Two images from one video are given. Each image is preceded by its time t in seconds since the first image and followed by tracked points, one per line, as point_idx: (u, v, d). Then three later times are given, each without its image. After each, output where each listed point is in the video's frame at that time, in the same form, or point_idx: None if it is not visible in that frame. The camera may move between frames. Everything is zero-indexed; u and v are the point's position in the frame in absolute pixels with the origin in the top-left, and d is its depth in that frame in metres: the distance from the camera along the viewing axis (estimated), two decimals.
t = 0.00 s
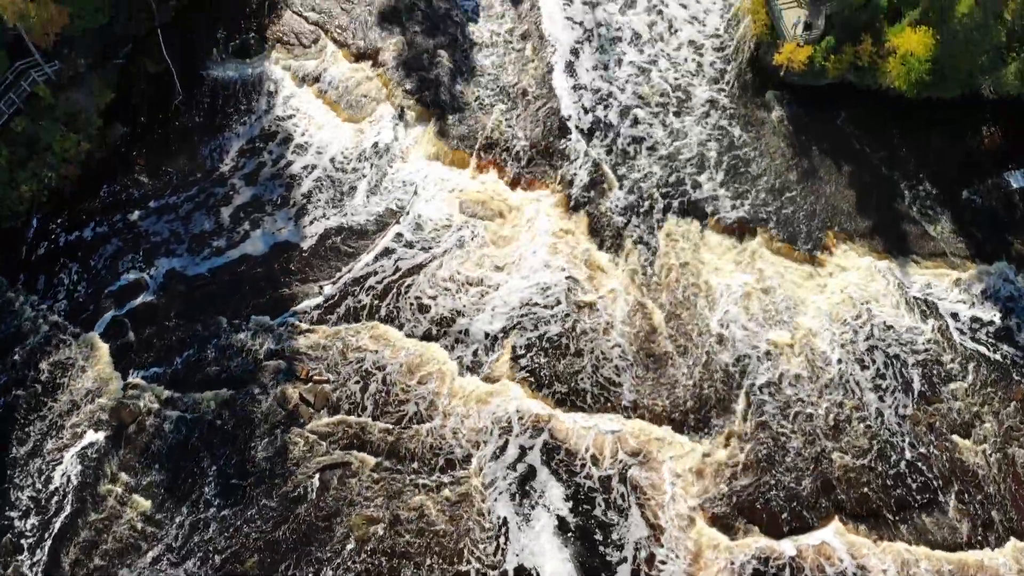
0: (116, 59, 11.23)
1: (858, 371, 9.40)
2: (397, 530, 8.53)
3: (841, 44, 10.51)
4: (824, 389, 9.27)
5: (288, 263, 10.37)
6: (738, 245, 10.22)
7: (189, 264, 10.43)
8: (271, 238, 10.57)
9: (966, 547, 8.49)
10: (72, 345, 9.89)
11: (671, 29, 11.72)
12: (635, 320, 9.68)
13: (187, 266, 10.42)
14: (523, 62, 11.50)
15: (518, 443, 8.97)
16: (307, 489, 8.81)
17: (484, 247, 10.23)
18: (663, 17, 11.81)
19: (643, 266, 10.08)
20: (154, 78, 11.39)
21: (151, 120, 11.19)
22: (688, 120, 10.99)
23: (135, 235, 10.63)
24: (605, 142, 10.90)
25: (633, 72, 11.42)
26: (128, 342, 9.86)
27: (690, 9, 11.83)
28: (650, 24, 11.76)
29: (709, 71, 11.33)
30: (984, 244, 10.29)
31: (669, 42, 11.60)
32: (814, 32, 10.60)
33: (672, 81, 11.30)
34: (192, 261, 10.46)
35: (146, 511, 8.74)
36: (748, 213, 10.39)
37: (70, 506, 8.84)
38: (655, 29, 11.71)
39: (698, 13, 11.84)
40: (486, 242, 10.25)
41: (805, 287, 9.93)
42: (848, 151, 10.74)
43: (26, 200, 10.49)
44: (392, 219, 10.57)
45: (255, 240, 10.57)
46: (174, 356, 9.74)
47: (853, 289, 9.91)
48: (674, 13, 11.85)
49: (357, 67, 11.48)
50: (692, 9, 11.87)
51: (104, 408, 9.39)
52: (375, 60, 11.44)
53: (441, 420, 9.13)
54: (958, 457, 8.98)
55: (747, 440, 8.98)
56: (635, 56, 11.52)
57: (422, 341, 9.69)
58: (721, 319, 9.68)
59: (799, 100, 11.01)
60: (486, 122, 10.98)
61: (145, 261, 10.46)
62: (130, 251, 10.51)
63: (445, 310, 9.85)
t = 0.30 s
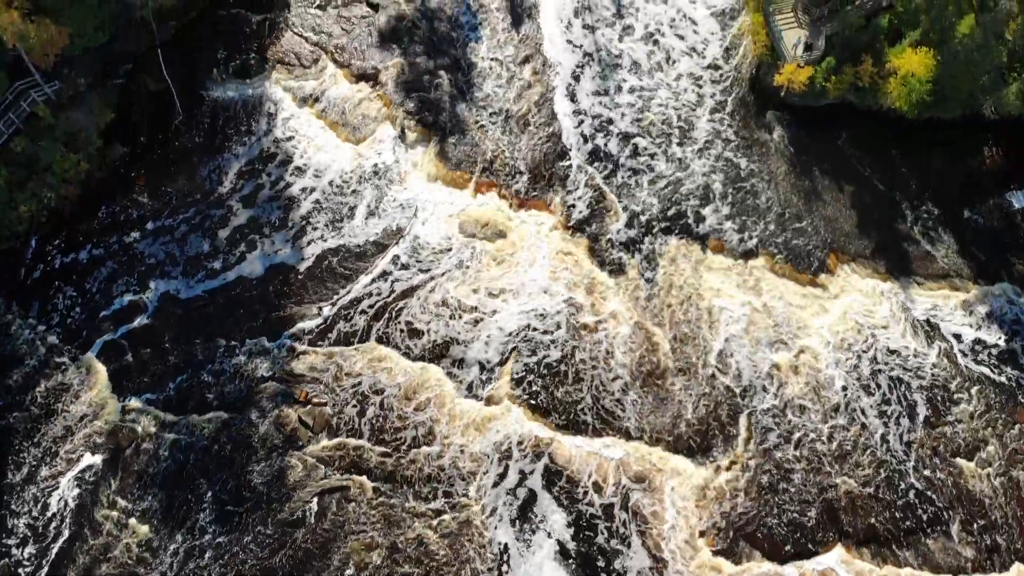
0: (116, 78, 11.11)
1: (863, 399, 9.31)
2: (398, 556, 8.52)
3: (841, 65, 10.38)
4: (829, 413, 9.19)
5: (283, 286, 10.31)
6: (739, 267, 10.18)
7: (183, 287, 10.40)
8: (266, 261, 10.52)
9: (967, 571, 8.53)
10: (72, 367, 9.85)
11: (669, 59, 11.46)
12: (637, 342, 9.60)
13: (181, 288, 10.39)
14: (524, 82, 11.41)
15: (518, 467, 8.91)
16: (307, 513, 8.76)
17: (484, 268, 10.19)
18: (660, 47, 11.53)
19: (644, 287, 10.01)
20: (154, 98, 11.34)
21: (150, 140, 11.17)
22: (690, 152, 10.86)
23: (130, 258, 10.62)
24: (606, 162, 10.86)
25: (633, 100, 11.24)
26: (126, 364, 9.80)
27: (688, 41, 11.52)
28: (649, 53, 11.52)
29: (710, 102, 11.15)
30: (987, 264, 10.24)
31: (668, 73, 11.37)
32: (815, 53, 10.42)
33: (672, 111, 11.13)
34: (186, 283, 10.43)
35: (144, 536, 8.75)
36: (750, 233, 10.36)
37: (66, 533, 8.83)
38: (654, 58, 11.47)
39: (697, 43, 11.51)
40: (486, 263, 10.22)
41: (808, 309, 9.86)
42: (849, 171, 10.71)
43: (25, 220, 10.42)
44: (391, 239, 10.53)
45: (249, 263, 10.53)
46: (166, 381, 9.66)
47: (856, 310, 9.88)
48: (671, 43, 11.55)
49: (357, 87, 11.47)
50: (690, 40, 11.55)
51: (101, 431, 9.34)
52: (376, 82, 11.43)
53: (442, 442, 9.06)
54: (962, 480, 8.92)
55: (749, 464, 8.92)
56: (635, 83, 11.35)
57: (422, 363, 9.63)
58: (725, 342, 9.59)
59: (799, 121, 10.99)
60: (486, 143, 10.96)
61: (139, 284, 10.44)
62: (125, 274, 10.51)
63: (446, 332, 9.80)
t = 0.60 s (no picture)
0: (116, 98, 11.09)
1: (868, 423, 9.22)
2: None
3: (843, 85, 10.39)
4: (832, 437, 9.12)
5: (277, 306, 10.26)
6: (740, 289, 10.11)
7: (177, 309, 10.34)
8: (261, 283, 10.47)
9: None
10: (69, 391, 9.77)
11: (669, 89, 11.45)
12: (639, 364, 9.55)
13: (175, 310, 10.33)
14: (524, 102, 11.42)
15: (519, 492, 8.82)
16: (305, 537, 8.66)
17: (485, 289, 10.14)
18: (659, 76, 11.57)
19: (645, 308, 9.96)
20: (154, 118, 11.32)
21: (150, 160, 11.14)
22: (694, 184, 10.77)
23: (125, 281, 10.55)
24: (608, 182, 10.83)
25: (634, 126, 11.22)
26: (124, 387, 9.74)
27: (687, 71, 11.53)
28: (649, 82, 11.53)
29: (712, 131, 11.09)
30: (990, 286, 10.13)
31: (667, 103, 11.34)
32: (816, 73, 10.47)
33: (673, 140, 11.06)
34: (180, 306, 10.36)
35: (143, 560, 8.65)
36: (752, 253, 10.30)
37: (65, 557, 8.70)
38: (654, 87, 11.47)
39: (696, 74, 11.53)
40: (486, 285, 10.17)
41: (811, 331, 9.80)
42: (850, 191, 10.66)
43: (23, 241, 10.38)
44: (391, 260, 10.49)
45: (245, 286, 10.47)
46: (158, 408, 9.56)
47: (860, 331, 9.81)
48: (670, 73, 11.58)
49: (359, 107, 11.46)
50: (689, 71, 11.56)
51: (99, 454, 9.26)
52: (376, 101, 11.41)
53: (442, 466, 8.99)
54: (968, 503, 8.82)
55: (752, 489, 8.83)
56: (636, 111, 11.33)
57: (422, 385, 9.57)
58: (726, 363, 9.55)
59: (799, 141, 10.95)
60: (486, 164, 10.93)
61: (134, 308, 10.37)
62: (120, 296, 10.44)
63: (446, 354, 9.74)
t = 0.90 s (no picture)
0: (116, 119, 11.08)
1: (869, 448, 9.15)
2: None
3: (843, 107, 10.30)
4: (834, 462, 9.04)
5: (270, 330, 10.20)
6: (741, 311, 10.02)
7: (170, 334, 10.27)
8: (255, 305, 10.42)
9: None
10: (65, 415, 9.72)
11: (668, 120, 11.30)
12: (639, 387, 9.48)
13: (167, 335, 10.26)
14: (524, 122, 11.39)
15: (518, 519, 8.74)
16: (303, 564, 8.61)
17: (485, 311, 10.07)
18: (656, 107, 11.40)
19: (645, 331, 9.90)
20: (154, 138, 11.27)
21: (149, 181, 11.09)
22: (696, 218, 10.64)
23: (119, 305, 10.49)
24: (608, 204, 10.78)
25: (633, 156, 11.11)
26: (120, 411, 9.68)
27: (685, 104, 11.35)
28: (648, 112, 11.38)
29: (715, 164, 10.95)
30: (993, 309, 10.03)
31: (667, 133, 11.22)
32: (816, 95, 10.38)
33: (675, 171, 10.93)
34: (173, 330, 10.29)
35: None
36: (752, 275, 10.24)
37: None
38: (654, 117, 11.34)
39: (693, 106, 11.35)
40: (485, 308, 10.09)
41: (814, 353, 9.73)
42: (850, 213, 10.58)
43: (22, 261, 10.40)
44: (390, 281, 10.43)
45: (239, 308, 10.41)
46: (150, 435, 9.47)
47: (862, 353, 9.75)
48: (668, 104, 11.40)
49: (358, 128, 11.43)
50: (687, 102, 11.39)
51: (95, 479, 9.22)
52: (375, 122, 11.37)
53: (441, 491, 8.93)
54: (970, 529, 8.76)
55: (753, 516, 8.77)
56: (636, 140, 11.22)
57: (421, 409, 9.49)
58: (727, 387, 9.45)
59: (799, 162, 10.86)
60: (485, 185, 10.92)
61: (127, 332, 10.30)
62: (113, 321, 10.37)
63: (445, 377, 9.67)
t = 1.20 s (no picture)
0: (114, 140, 11.15)
1: (871, 474, 9.06)
2: None
3: (842, 129, 10.28)
4: (836, 488, 8.94)
5: (262, 356, 10.12)
6: (740, 334, 9.97)
7: (161, 359, 10.18)
8: (250, 329, 10.35)
9: None
10: (59, 439, 9.62)
11: (668, 150, 11.27)
12: (639, 411, 9.40)
13: (159, 359, 10.18)
14: (524, 144, 11.37)
15: (517, 545, 8.62)
16: None
17: (484, 334, 10.00)
18: (655, 136, 11.39)
19: (644, 355, 9.83)
20: (153, 159, 11.30)
21: (146, 203, 11.06)
22: (700, 252, 10.52)
23: (111, 328, 10.40)
24: (608, 227, 10.75)
25: (633, 185, 11.06)
26: (114, 435, 9.59)
27: (683, 137, 11.33)
28: (649, 142, 11.34)
29: (715, 195, 10.91)
30: (995, 333, 9.95)
31: (667, 163, 11.17)
32: (816, 117, 10.39)
33: (676, 204, 10.88)
34: (164, 355, 10.21)
35: None
36: (751, 298, 10.18)
37: None
38: (654, 147, 11.30)
39: (692, 138, 11.33)
40: (483, 331, 10.03)
41: (815, 377, 9.67)
42: (851, 235, 10.53)
43: (17, 282, 10.27)
44: (388, 303, 10.37)
45: (234, 332, 10.34)
46: (141, 462, 9.38)
47: (863, 377, 9.68)
48: (666, 135, 11.39)
49: (357, 149, 11.43)
50: (685, 135, 11.36)
51: (87, 506, 9.11)
52: (374, 144, 11.38)
53: (439, 517, 8.82)
54: (975, 555, 8.63)
55: (753, 541, 8.67)
56: (636, 170, 11.17)
57: (419, 433, 9.43)
58: (726, 413, 9.40)
59: (799, 184, 10.86)
60: (484, 207, 10.89)
61: (118, 356, 10.22)
62: (104, 346, 10.27)
63: (443, 400, 9.60)
